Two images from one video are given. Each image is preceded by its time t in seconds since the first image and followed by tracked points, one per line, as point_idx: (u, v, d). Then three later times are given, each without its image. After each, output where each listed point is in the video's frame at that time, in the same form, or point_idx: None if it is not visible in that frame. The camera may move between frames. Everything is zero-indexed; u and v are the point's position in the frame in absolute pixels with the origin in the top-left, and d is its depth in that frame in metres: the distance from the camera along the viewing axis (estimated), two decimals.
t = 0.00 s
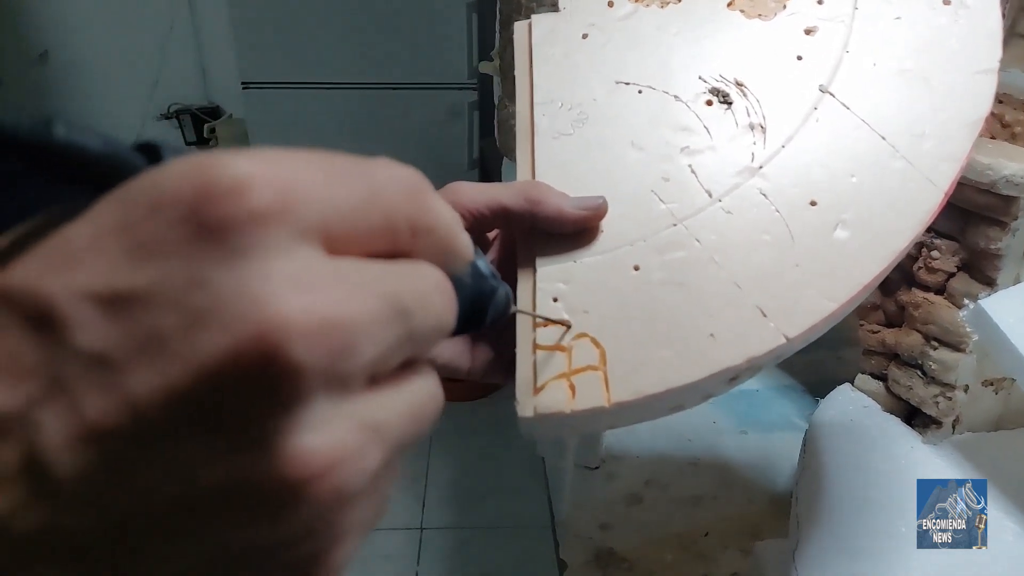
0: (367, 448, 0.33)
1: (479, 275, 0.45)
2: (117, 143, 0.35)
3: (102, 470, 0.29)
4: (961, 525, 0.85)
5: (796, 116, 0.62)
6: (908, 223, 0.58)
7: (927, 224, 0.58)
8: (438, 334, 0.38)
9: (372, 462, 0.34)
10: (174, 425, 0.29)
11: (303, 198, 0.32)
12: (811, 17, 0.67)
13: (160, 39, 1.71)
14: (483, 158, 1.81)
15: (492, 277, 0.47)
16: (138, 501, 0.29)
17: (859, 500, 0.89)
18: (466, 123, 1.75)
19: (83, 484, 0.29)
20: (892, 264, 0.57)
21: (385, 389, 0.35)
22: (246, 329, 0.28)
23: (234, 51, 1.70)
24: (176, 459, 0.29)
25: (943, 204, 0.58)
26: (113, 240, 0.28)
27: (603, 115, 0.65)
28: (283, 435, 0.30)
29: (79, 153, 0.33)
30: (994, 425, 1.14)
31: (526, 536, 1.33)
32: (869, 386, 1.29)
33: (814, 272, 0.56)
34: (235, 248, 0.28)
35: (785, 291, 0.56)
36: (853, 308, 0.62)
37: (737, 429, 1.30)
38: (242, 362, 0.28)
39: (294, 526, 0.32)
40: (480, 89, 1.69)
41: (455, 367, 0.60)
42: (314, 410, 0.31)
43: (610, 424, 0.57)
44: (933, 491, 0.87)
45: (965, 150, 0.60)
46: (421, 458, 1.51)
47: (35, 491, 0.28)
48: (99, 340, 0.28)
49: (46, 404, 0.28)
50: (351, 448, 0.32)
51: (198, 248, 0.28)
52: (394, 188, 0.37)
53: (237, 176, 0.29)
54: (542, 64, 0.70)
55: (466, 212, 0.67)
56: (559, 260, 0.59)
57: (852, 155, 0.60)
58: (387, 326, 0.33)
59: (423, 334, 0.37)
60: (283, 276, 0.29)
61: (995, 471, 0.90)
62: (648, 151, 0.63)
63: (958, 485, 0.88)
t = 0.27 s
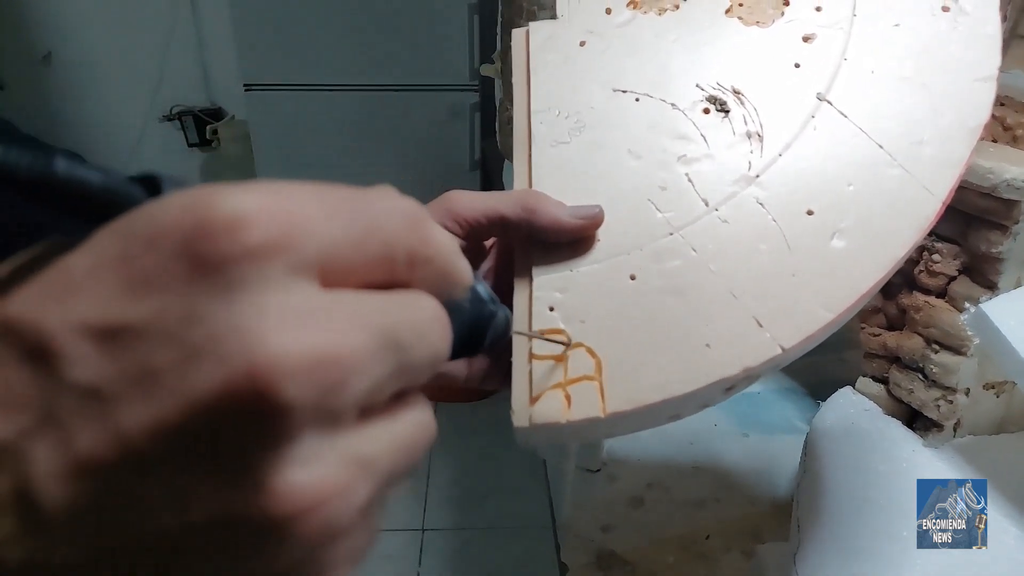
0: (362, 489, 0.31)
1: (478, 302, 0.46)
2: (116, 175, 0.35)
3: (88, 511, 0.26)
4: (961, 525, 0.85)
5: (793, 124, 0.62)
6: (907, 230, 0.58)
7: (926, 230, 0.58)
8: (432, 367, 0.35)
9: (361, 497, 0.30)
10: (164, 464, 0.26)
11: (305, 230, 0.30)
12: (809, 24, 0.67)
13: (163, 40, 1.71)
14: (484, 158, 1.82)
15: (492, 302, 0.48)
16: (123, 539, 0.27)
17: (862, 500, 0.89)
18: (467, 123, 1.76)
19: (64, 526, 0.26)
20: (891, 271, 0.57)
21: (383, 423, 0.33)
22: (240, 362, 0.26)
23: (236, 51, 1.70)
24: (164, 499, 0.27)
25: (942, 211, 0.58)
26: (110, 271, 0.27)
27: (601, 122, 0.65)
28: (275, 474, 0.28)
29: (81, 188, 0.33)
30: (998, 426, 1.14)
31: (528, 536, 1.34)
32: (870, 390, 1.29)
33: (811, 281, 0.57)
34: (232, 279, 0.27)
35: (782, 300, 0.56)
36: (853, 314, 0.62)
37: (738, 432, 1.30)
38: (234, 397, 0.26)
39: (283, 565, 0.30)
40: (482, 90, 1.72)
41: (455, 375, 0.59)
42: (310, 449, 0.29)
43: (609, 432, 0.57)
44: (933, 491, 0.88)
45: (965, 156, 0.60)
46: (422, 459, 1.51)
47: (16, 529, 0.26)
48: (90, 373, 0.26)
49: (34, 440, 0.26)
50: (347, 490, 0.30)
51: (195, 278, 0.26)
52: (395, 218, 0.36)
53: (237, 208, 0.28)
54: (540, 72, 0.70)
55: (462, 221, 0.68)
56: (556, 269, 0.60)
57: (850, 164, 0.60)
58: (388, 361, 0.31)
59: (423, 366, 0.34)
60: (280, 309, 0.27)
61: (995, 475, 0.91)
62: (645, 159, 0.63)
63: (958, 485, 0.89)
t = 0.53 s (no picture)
0: (347, 445, 0.31)
1: (475, 263, 0.48)
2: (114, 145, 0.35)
3: (64, 467, 0.26)
4: (961, 525, 0.85)
5: (793, 117, 0.63)
6: (907, 224, 0.58)
7: (925, 225, 0.58)
8: (427, 326, 0.36)
9: (350, 456, 0.31)
10: (137, 420, 0.26)
11: (279, 180, 0.29)
12: (810, 18, 0.67)
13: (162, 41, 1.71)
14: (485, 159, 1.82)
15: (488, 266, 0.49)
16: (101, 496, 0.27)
17: (863, 499, 0.89)
18: (468, 124, 1.76)
19: (42, 478, 0.27)
20: (889, 265, 0.57)
21: (367, 382, 0.33)
22: (210, 317, 0.26)
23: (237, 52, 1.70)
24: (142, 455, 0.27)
25: (940, 205, 0.59)
26: (72, 223, 0.26)
27: (603, 116, 0.66)
28: (254, 429, 0.28)
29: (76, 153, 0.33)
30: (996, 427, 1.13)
31: (528, 536, 1.34)
32: (870, 390, 1.29)
33: (810, 275, 0.57)
34: (198, 231, 0.26)
35: (781, 294, 0.56)
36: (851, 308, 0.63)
37: (738, 431, 1.31)
38: (208, 353, 0.26)
39: (268, 523, 0.30)
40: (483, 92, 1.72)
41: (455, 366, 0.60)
42: (289, 405, 0.29)
43: (609, 424, 0.58)
44: (933, 491, 0.88)
45: (963, 151, 0.60)
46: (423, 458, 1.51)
47: None
48: (54, 328, 0.25)
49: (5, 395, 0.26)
50: (329, 446, 0.30)
51: (161, 231, 0.26)
52: (379, 172, 0.34)
53: (204, 156, 0.27)
54: (541, 65, 0.70)
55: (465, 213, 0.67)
56: (558, 262, 0.60)
57: (849, 157, 0.61)
58: (368, 319, 0.31)
59: (409, 324, 0.34)
60: (254, 264, 0.27)
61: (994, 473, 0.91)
62: (646, 152, 0.63)
63: (958, 485, 0.89)
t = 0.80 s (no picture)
0: (389, 429, 0.31)
1: (486, 267, 0.46)
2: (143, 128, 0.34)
3: (124, 452, 0.26)
4: (961, 525, 0.82)
5: (803, 118, 0.61)
6: (915, 228, 0.57)
7: (934, 230, 0.57)
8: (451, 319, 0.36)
9: (391, 439, 0.31)
10: (200, 401, 0.26)
11: (328, 173, 0.29)
12: (821, 15, 0.65)
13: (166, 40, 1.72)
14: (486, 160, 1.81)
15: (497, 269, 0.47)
16: (156, 485, 0.27)
17: (866, 503, 0.88)
18: (469, 124, 1.75)
19: (102, 464, 0.26)
20: (897, 271, 0.56)
21: (403, 368, 0.33)
22: (275, 298, 0.26)
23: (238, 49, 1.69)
24: (198, 440, 0.27)
25: (951, 210, 0.58)
26: (135, 211, 0.26)
27: (608, 116, 0.64)
28: (308, 410, 0.28)
29: (105, 136, 0.32)
30: (1000, 429, 1.17)
31: (529, 537, 1.33)
32: (872, 393, 1.28)
33: (817, 281, 0.56)
34: (263, 219, 0.26)
35: (787, 300, 0.55)
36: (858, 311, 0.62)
37: (740, 434, 1.29)
38: (273, 334, 0.26)
39: (314, 501, 0.30)
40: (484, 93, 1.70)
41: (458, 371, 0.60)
42: (342, 383, 0.29)
43: (612, 430, 0.57)
44: (933, 491, 0.85)
45: (975, 153, 0.59)
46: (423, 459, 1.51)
47: (56, 474, 0.26)
48: (122, 313, 0.25)
49: (68, 382, 0.25)
50: (376, 427, 0.30)
51: (228, 218, 0.26)
52: (407, 169, 0.35)
53: (262, 150, 0.27)
54: (547, 63, 0.69)
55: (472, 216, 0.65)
56: (561, 266, 0.59)
57: (859, 159, 0.60)
58: (411, 303, 0.32)
59: (440, 313, 0.35)
60: (310, 250, 0.27)
61: (996, 471, 0.87)
62: (651, 153, 0.62)
63: (958, 485, 0.85)
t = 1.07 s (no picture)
0: (415, 414, 0.32)
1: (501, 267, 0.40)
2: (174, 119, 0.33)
3: (166, 428, 0.28)
4: (961, 525, 0.85)
5: (796, 133, 0.63)
6: (906, 243, 0.58)
7: (924, 244, 0.59)
8: (470, 313, 0.35)
9: (416, 422, 0.32)
10: (236, 380, 0.28)
11: (356, 167, 0.31)
12: (815, 31, 0.67)
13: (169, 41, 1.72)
14: (488, 160, 1.81)
15: (521, 281, 0.41)
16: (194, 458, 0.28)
17: (863, 506, 0.89)
18: (472, 124, 1.76)
19: (145, 438, 0.28)
20: (887, 284, 0.57)
21: (431, 357, 0.33)
22: (306, 283, 0.28)
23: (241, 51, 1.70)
24: (233, 417, 0.28)
25: (942, 223, 0.59)
26: (179, 207, 0.29)
27: (605, 128, 0.65)
28: (337, 391, 0.29)
29: (147, 132, 0.31)
30: (1001, 429, 1.19)
31: (530, 537, 1.35)
32: (872, 393, 1.29)
33: (808, 294, 0.57)
34: (293, 210, 0.28)
35: (779, 313, 0.57)
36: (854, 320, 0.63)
37: (741, 434, 1.31)
38: (303, 315, 0.28)
39: (342, 479, 0.31)
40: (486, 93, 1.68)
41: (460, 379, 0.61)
42: (370, 366, 0.30)
43: (611, 437, 0.58)
44: (933, 491, 0.88)
45: (965, 169, 0.61)
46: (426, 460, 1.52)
47: (101, 444, 0.28)
48: (166, 298, 0.28)
49: (116, 360, 0.28)
50: (403, 411, 0.31)
51: (260, 208, 0.28)
52: (434, 167, 0.36)
53: (294, 146, 0.29)
54: (545, 75, 0.69)
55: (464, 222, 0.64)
56: (558, 276, 0.60)
57: (851, 173, 0.61)
58: (438, 293, 0.32)
59: (467, 305, 0.35)
60: (340, 239, 0.29)
61: (992, 474, 0.92)
62: (648, 166, 0.63)
63: (958, 485, 0.89)
